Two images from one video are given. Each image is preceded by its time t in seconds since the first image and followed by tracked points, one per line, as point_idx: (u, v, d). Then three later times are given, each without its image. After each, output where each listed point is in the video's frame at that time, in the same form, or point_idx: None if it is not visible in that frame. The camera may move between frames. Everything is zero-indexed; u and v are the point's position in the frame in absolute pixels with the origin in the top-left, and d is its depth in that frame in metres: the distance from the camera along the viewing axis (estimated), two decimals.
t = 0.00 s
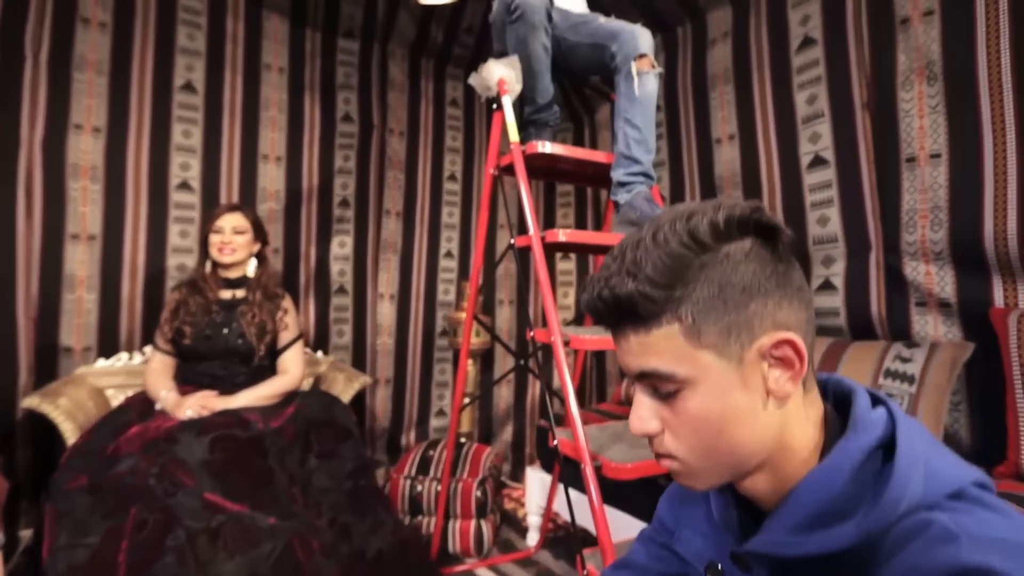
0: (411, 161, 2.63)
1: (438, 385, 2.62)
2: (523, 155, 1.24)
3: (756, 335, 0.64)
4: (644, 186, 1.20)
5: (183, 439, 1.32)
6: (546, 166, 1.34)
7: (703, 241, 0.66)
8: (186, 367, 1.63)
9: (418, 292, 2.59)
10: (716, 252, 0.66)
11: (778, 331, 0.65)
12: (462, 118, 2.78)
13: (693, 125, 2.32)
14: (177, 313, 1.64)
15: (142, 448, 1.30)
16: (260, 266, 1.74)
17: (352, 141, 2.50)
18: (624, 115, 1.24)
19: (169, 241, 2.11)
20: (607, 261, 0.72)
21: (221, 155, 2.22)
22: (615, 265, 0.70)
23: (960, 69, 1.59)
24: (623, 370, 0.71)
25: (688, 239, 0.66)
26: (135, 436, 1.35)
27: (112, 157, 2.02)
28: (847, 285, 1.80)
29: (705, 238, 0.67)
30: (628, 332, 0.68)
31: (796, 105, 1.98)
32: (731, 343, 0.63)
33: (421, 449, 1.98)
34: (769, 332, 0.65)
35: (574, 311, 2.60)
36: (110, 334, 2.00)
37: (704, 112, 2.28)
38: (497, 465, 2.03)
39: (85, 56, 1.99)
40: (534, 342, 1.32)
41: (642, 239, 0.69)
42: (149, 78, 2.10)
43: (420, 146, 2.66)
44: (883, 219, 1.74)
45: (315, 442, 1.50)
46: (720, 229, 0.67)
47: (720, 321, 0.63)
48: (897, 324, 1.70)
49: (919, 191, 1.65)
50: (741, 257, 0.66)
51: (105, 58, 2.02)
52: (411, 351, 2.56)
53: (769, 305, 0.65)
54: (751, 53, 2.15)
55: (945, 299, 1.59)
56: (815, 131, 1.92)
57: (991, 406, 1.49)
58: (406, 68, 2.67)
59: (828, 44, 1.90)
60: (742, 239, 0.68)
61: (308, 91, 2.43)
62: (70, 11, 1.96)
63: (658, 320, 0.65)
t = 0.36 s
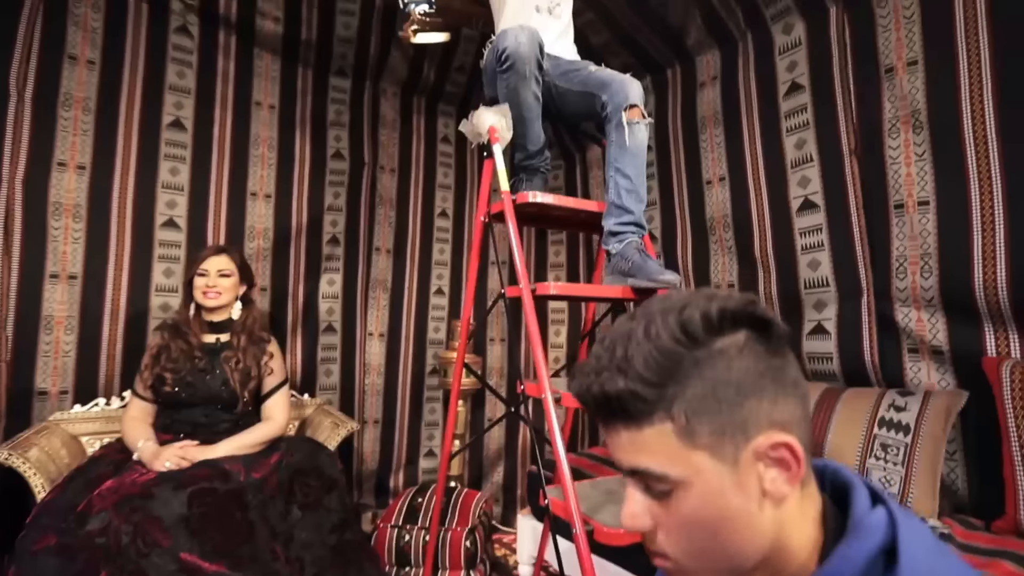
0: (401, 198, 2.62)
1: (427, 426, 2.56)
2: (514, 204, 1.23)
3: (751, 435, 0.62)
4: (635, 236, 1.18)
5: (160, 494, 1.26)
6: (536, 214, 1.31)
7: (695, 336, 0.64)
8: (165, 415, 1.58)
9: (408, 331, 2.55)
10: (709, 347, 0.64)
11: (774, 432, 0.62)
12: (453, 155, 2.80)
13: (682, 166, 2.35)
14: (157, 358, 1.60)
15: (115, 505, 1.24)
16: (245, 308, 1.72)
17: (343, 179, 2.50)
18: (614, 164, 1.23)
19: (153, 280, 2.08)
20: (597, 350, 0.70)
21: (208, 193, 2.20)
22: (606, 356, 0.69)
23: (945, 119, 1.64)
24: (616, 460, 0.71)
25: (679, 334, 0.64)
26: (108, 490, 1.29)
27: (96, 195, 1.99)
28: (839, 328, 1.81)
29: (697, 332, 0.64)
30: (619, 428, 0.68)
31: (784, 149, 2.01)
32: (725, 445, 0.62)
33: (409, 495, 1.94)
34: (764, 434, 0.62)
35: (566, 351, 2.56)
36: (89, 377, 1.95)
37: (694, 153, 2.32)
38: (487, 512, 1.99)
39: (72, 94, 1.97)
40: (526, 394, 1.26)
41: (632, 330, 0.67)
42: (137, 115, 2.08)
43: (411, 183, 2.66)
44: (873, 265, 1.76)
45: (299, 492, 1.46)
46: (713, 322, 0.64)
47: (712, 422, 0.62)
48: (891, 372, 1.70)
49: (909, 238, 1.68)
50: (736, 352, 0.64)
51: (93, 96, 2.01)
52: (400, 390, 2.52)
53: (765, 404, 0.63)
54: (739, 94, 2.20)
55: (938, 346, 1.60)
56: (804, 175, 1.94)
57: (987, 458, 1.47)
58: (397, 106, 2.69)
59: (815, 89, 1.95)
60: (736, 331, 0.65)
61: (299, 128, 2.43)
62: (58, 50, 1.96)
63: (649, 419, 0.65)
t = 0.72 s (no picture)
0: (392, 232, 2.60)
1: (415, 464, 2.49)
2: (508, 251, 1.20)
3: (782, 549, 0.56)
4: (633, 283, 1.16)
5: (135, 552, 1.21)
6: (529, 258, 1.28)
7: (718, 441, 0.57)
8: (142, 461, 1.54)
9: (396, 367, 2.50)
10: (733, 452, 0.57)
11: (807, 544, 0.57)
12: (444, 188, 2.80)
13: (674, 203, 2.35)
14: (137, 402, 1.54)
15: (87, 562, 1.18)
16: (230, 348, 1.67)
17: (333, 213, 2.47)
18: (611, 210, 1.21)
19: (136, 315, 2.02)
20: (610, 447, 0.63)
21: (197, 227, 2.16)
22: (621, 456, 0.62)
23: (939, 165, 1.67)
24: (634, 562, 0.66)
25: (701, 439, 0.58)
26: (79, 547, 1.23)
27: (80, 230, 1.95)
28: (837, 372, 1.80)
29: (720, 436, 0.57)
30: (637, 536, 0.63)
31: (777, 190, 2.02)
32: (754, 561, 0.56)
33: (396, 542, 1.87)
34: (796, 546, 0.56)
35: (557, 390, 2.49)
36: (65, 418, 1.88)
37: (685, 191, 2.32)
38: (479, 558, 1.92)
39: (61, 127, 1.94)
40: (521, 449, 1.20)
41: (648, 430, 0.60)
42: (126, 148, 2.05)
43: (402, 216, 2.64)
44: (870, 308, 1.75)
45: (281, 544, 1.41)
46: (737, 423, 0.58)
47: (740, 537, 0.57)
48: (892, 419, 1.69)
49: (905, 282, 1.69)
50: (762, 457, 0.58)
51: (81, 130, 1.98)
52: (388, 428, 2.45)
53: (798, 514, 0.57)
54: (730, 134, 2.22)
55: (939, 393, 1.60)
56: (798, 216, 1.95)
57: (995, 506, 1.46)
58: (388, 139, 2.69)
59: (806, 131, 1.98)
60: (761, 430, 0.59)
61: (290, 161, 2.41)
62: (49, 83, 1.94)
63: (670, 530, 0.59)
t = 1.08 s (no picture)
0: (379, 263, 2.54)
1: (399, 503, 2.40)
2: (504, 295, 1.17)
3: None
4: (632, 330, 1.13)
5: None
6: (523, 301, 1.23)
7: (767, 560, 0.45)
8: (110, 513, 1.47)
9: (381, 402, 2.42)
10: None
11: None
12: (433, 219, 2.76)
13: (666, 238, 2.34)
14: (106, 448, 1.48)
15: None
16: (208, 389, 1.63)
17: (319, 243, 2.41)
18: (609, 254, 1.18)
19: (111, 350, 1.93)
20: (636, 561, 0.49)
21: (177, 258, 2.09)
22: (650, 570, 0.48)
23: (932, 208, 1.69)
24: None
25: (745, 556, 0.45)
26: None
27: (54, 261, 1.87)
28: (836, 415, 1.79)
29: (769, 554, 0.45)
30: None
31: (770, 228, 2.03)
32: None
33: None
34: None
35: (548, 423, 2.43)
36: (29, 461, 1.77)
37: (676, 226, 2.31)
38: None
39: (38, 154, 1.88)
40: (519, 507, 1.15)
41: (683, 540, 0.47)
42: (106, 177, 1.99)
43: (389, 246, 2.59)
44: (867, 350, 1.76)
45: None
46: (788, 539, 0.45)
47: None
48: (892, 464, 1.68)
49: (902, 324, 1.70)
50: None
51: (60, 157, 1.92)
52: (372, 465, 2.36)
53: None
54: (721, 170, 2.22)
55: (940, 440, 1.59)
56: (791, 255, 1.96)
57: (1001, 559, 1.46)
58: (377, 169, 2.66)
59: (798, 170, 2.00)
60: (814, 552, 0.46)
61: (275, 191, 2.36)
62: (27, 110, 1.88)
63: None
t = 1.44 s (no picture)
0: (362, 293, 2.50)
1: (379, 543, 2.32)
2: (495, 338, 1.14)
3: None
4: (627, 373, 1.11)
5: None
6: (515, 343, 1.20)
7: None
8: (68, 566, 1.43)
9: (362, 437, 2.35)
10: None
11: None
12: (417, 248, 2.74)
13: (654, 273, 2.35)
14: (66, 498, 1.45)
15: None
16: (179, 430, 1.61)
17: (300, 273, 2.36)
18: (602, 295, 1.16)
19: (73, 385, 1.83)
20: None
21: (149, 288, 2.01)
22: None
23: (916, 248, 1.70)
24: None
25: None
26: None
27: (15, 291, 1.78)
28: (826, 454, 1.77)
29: None
30: None
31: (757, 264, 2.04)
32: None
33: None
34: None
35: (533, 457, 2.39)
36: None
37: (665, 262, 2.33)
38: None
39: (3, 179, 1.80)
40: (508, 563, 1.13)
41: None
42: (75, 204, 1.92)
43: (372, 276, 2.55)
44: (855, 389, 1.75)
45: None
46: None
47: None
48: (883, 505, 1.65)
49: (890, 364, 1.69)
50: None
51: (26, 182, 1.84)
52: (351, 503, 2.28)
53: None
54: (708, 205, 2.24)
55: (930, 480, 1.58)
56: (779, 291, 1.96)
57: None
58: (361, 197, 2.63)
59: (784, 208, 2.02)
60: None
61: (255, 220, 2.30)
62: None
63: None
